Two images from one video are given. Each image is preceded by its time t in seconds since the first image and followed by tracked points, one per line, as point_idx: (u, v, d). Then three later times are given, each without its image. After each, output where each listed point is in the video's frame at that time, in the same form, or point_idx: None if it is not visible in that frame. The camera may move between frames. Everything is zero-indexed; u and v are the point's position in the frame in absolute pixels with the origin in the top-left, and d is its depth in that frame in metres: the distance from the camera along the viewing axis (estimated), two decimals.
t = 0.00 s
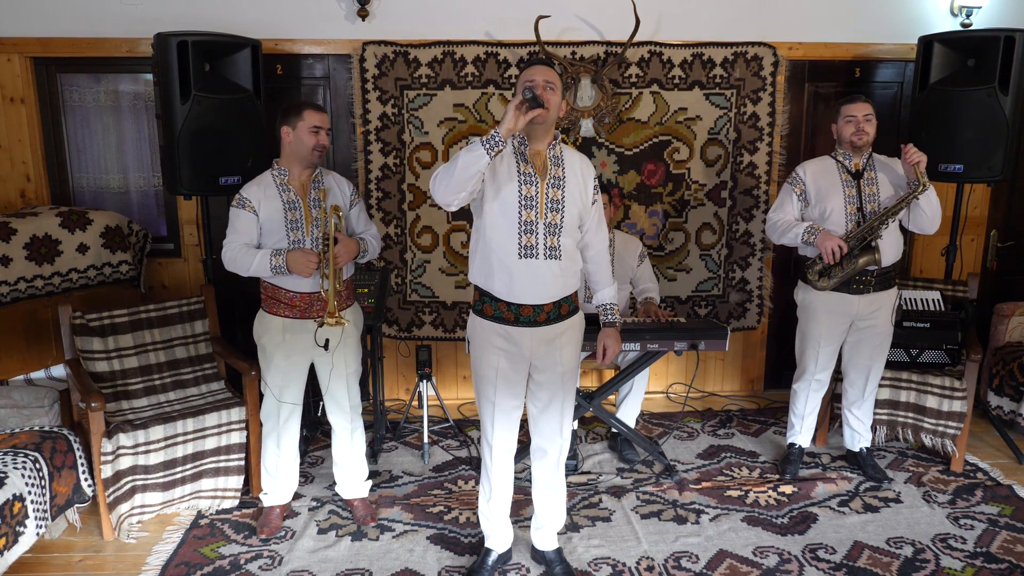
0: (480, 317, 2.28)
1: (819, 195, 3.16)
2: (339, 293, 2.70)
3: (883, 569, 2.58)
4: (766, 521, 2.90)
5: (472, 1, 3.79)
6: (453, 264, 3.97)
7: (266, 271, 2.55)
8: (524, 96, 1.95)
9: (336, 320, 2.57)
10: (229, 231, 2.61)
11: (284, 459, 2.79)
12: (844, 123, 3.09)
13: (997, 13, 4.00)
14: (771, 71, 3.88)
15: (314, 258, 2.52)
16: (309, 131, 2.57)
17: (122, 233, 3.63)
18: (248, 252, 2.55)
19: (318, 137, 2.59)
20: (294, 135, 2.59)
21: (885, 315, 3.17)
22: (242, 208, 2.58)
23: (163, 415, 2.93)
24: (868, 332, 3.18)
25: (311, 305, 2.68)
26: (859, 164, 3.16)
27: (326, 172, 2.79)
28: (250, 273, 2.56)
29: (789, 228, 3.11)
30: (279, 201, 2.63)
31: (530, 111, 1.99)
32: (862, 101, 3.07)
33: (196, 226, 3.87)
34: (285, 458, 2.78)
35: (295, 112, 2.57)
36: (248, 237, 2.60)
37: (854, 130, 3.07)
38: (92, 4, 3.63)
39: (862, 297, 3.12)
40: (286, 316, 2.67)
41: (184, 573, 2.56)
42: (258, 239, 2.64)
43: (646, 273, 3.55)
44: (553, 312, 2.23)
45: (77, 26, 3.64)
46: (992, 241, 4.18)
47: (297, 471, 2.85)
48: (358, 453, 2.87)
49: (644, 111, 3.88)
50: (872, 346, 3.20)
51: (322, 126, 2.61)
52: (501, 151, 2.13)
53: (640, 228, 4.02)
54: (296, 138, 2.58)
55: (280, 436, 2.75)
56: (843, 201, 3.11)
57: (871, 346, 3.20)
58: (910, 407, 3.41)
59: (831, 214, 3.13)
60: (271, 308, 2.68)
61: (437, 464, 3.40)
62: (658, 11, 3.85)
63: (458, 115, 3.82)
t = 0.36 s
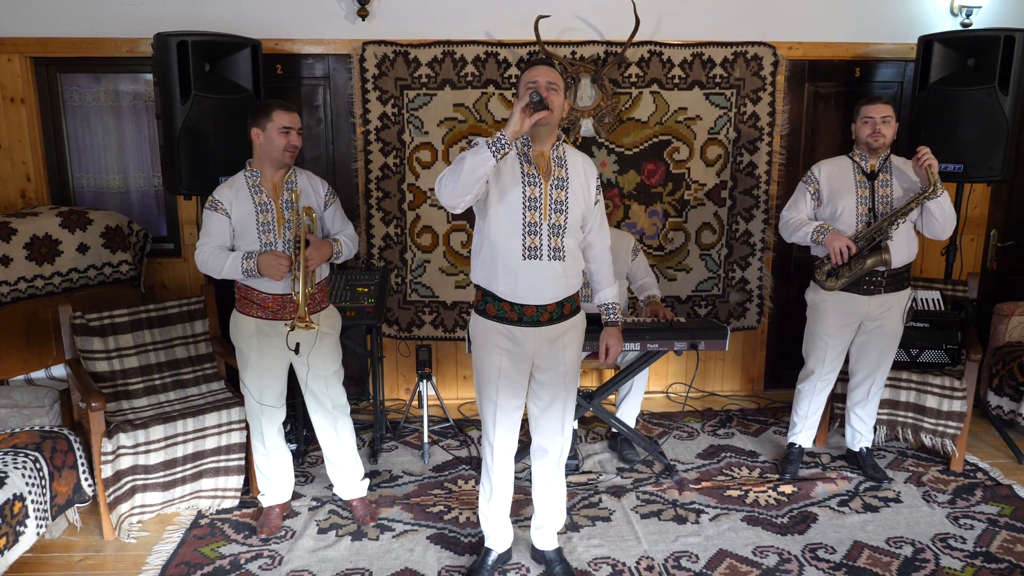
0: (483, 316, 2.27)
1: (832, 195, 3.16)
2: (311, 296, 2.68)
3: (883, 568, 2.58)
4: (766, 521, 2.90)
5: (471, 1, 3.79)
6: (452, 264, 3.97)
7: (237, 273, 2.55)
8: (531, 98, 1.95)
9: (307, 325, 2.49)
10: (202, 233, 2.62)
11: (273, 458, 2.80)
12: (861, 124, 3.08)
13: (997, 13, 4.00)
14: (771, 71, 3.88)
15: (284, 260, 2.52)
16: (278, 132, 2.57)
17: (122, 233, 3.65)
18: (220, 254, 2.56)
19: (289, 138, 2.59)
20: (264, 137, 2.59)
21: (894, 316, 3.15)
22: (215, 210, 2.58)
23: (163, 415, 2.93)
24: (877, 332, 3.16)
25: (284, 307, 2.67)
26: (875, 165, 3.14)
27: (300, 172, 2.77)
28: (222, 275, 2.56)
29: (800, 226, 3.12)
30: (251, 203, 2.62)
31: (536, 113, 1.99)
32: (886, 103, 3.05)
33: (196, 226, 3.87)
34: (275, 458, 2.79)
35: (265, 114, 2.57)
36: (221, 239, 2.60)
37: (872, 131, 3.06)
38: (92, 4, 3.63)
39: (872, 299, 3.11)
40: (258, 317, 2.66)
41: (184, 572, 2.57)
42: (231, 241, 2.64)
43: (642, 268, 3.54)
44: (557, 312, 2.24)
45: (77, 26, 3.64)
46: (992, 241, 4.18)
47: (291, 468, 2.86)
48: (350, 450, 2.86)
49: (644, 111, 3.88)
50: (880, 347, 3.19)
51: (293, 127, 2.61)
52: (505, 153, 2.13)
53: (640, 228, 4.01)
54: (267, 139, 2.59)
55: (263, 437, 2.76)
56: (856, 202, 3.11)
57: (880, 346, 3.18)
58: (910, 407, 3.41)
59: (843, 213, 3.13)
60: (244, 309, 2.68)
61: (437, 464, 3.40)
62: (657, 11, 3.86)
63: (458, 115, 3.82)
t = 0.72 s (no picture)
0: (485, 314, 2.27)
1: (842, 194, 3.17)
2: (294, 295, 2.68)
3: (883, 568, 2.58)
4: (765, 520, 2.90)
5: (471, 0, 3.79)
6: (452, 264, 3.97)
7: (221, 276, 2.55)
8: (521, 102, 1.95)
9: (290, 326, 2.50)
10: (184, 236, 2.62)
11: (269, 458, 2.80)
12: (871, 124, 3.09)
13: (997, 12, 4.00)
14: (771, 70, 3.88)
15: (266, 262, 2.50)
16: (255, 131, 2.56)
17: (122, 232, 3.63)
18: (202, 258, 2.56)
19: (266, 137, 2.58)
20: (241, 137, 2.59)
21: (902, 316, 3.15)
22: (195, 213, 2.58)
23: (163, 414, 2.93)
24: (884, 333, 3.16)
25: (271, 305, 2.67)
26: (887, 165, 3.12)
27: (278, 169, 2.76)
28: (205, 278, 2.56)
29: (807, 226, 3.15)
30: (230, 204, 2.61)
31: (527, 117, 1.98)
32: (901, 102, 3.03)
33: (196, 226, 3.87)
34: (270, 457, 2.79)
35: (240, 114, 2.57)
36: (203, 242, 2.61)
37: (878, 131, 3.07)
38: (93, 4, 3.63)
39: (881, 300, 3.10)
40: (245, 317, 2.65)
41: (184, 571, 2.57)
42: (212, 243, 2.65)
43: (638, 262, 3.55)
44: (558, 312, 2.23)
45: (77, 25, 3.64)
46: (992, 240, 4.18)
47: (288, 467, 2.86)
48: (343, 450, 2.85)
49: (644, 111, 3.88)
50: (886, 347, 3.18)
51: (270, 126, 2.61)
52: (501, 154, 2.13)
53: (640, 227, 4.01)
54: (243, 139, 2.58)
55: (257, 437, 2.76)
56: (864, 202, 3.11)
57: (886, 346, 3.18)
58: (910, 406, 3.41)
59: (850, 213, 3.14)
60: (231, 309, 2.68)
61: (437, 463, 3.40)
62: (658, 11, 3.86)
63: (458, 114, 3.82)
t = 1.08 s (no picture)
0: (485, 313, 2.29)
1: (845, 192, 3.19)
2: (296, 293, 2.68)
3: (883, 568, 2.59)
4: (766, 521, 2.90)
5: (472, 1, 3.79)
6: (453, 264, 3.97)
7: (220, 277, 2.55)
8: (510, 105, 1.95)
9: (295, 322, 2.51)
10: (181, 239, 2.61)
11: (270, 459, 2.80)
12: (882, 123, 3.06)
13: (998, 13, 4.00)
14: (771, 71, 3.88)
15: (266, 261, 2.49)
16: (250, 132, 2.57)
17: (123, 233, 3.64)
18: (200, 260, 2.55)
19: (261, 137, 2.59)
20: (236, 138, 2.59)
21: (901, 317, 3.14)
22: (191, 215, 2.58)
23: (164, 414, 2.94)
24: (883, 332, 3.16)
25: (271, 306, 2.67)
26: (893, 165, 3.12)
27: (273, 168, 2.76)
28: (205, 280, 2.56)
29: (807, 223, 3.20)
30: (228, 205, 2.61)
31: (516, 118, 1.97)
32: (908, 103, 3.01)
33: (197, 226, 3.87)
34: (272, 458, 2.79)
35: (235, 114, 2.57)
36: (200, 244, 2.60)
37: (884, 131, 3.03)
38: (94, 4, 3.64)
39: (879, 300, 3.10)
40: (246, 318, 2.65)
41: (186, 571, 2.57)
42: (210, 245, 2.65)
43: (640, 265, 3.53)
44: (557, 312, 2.23)
45: (79, 26, 3.64)
46: (992, 241, 4.18)
47: (290, 467, 2.86)
48: (344, 448, 2.87)
49: (644, 111, 3.88)
50: (886, 347, 3.18)
51: (264, 125, 2.61)
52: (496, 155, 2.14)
53: (640, 228, 4.02)
54: (238, 140, 2.58)
55: (258, 438, 2.76)
56: (865, 202, 3.13)
57: (886, 346, 3.18)
58: (910, 406, 3.41)
59: (850, 212, 3.16)
60: (231, 310, 2.67)
61: (437, 463, 3.40)
62: (658, 11, 3.86)
63: (458, 115, 3.82)
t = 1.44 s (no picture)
0: (484, 312, 2.29)
1: (839, 193, 3.19)
2: (309, 292, 2.69)
3: (884, 568, 2.58)
4: (766, 520, 2.90)
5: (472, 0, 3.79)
6: (454, 264, 3.97)
7: (233, 273, 2.55)
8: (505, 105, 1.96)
9: (308, 319, 2.51)
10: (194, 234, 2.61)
11: (274, 459, 2.80)
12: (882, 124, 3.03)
13: (999, 12, 4.00)
14: (772, 71, 3.88)
15: (280, 258, 2.52)
16: (266, 129, 2.58)
17: (124, 232, 3.63)
18: (213, 256, 2.55)
19: (276, 135, 2.60)
20: (252, 135, 2.60)
21: (896, 316, 3.14)
22: (205, 211, 2.58)
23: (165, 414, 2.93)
24: (879, 332, 3.16)
25: (282, 306, 2.68)
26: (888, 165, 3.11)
27: (287, 169, 2.79)
28: (216, 276, 2.55)
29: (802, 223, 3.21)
30: (242, 202, 2.62)
31: (513, 117, 1.99)
32: (903, 104, 3.00)
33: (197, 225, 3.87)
34: (275, 458, 2.79)
35: (251, 112, 2.59)
36: (213, 240, 2.60)
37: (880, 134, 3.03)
38: (94, 3, 3.64)
39: (874, 299, 3.10)
40: (257, 317, 2.66)
41: (187, 570, 2.57)
42: (222, 242, 2.64)
43: (649, 271, 3.53)
44: (555, 312, 2.23)
45: (79, 25, 3.64)
46: (993, 241, 4.17)
47: (293, 466, 2.86)
48: (344, 447, 2.88)
49: (645, 111, 3.88)
50: (882, 347, 3.18)
51: (280, 124, 2.62)
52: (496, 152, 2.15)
53: (641, 228, 4.02)
54: (254, 138, 2.59)
55: (263, 438, 2.77)
56: (859, 202, 3.13)
57: (882, 346, 3.18)
58: (911, 407, 3.41)
59: (845, 212, 3.17)
60: (242, 310, 2.67)
61: (438, 463, 3.40)
62: (659, 11, 3.86)
63: (459, 114, 3.82)
